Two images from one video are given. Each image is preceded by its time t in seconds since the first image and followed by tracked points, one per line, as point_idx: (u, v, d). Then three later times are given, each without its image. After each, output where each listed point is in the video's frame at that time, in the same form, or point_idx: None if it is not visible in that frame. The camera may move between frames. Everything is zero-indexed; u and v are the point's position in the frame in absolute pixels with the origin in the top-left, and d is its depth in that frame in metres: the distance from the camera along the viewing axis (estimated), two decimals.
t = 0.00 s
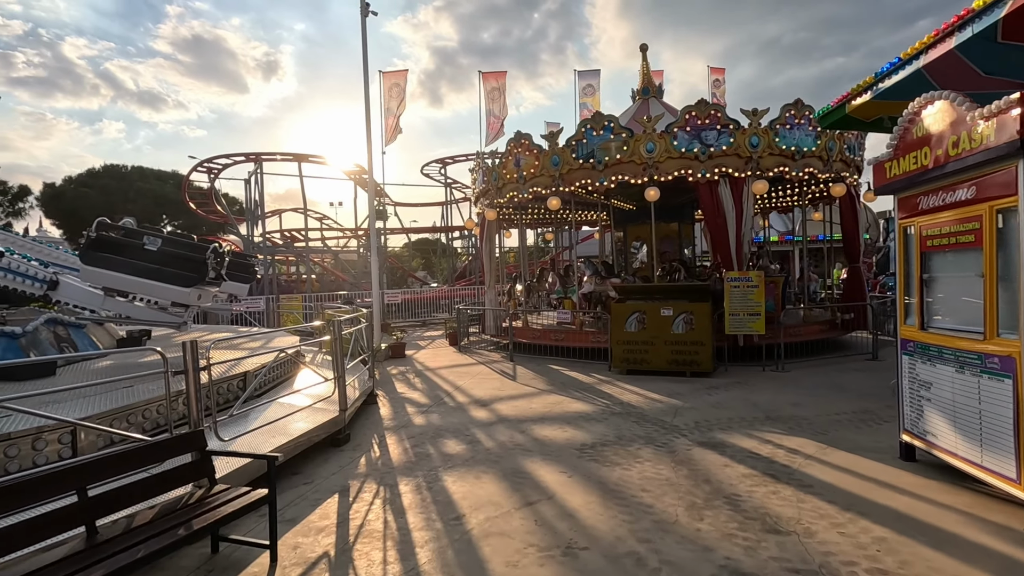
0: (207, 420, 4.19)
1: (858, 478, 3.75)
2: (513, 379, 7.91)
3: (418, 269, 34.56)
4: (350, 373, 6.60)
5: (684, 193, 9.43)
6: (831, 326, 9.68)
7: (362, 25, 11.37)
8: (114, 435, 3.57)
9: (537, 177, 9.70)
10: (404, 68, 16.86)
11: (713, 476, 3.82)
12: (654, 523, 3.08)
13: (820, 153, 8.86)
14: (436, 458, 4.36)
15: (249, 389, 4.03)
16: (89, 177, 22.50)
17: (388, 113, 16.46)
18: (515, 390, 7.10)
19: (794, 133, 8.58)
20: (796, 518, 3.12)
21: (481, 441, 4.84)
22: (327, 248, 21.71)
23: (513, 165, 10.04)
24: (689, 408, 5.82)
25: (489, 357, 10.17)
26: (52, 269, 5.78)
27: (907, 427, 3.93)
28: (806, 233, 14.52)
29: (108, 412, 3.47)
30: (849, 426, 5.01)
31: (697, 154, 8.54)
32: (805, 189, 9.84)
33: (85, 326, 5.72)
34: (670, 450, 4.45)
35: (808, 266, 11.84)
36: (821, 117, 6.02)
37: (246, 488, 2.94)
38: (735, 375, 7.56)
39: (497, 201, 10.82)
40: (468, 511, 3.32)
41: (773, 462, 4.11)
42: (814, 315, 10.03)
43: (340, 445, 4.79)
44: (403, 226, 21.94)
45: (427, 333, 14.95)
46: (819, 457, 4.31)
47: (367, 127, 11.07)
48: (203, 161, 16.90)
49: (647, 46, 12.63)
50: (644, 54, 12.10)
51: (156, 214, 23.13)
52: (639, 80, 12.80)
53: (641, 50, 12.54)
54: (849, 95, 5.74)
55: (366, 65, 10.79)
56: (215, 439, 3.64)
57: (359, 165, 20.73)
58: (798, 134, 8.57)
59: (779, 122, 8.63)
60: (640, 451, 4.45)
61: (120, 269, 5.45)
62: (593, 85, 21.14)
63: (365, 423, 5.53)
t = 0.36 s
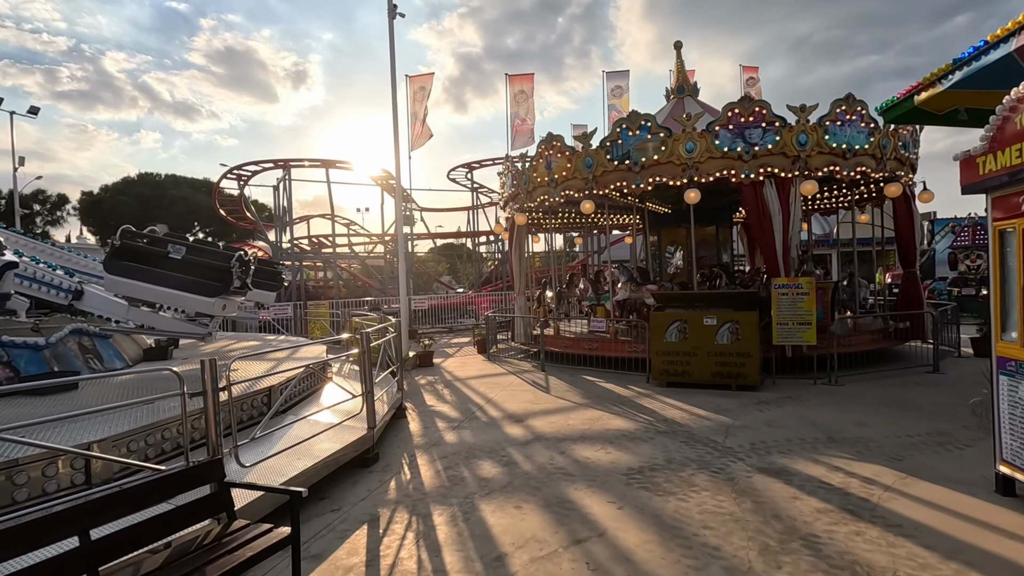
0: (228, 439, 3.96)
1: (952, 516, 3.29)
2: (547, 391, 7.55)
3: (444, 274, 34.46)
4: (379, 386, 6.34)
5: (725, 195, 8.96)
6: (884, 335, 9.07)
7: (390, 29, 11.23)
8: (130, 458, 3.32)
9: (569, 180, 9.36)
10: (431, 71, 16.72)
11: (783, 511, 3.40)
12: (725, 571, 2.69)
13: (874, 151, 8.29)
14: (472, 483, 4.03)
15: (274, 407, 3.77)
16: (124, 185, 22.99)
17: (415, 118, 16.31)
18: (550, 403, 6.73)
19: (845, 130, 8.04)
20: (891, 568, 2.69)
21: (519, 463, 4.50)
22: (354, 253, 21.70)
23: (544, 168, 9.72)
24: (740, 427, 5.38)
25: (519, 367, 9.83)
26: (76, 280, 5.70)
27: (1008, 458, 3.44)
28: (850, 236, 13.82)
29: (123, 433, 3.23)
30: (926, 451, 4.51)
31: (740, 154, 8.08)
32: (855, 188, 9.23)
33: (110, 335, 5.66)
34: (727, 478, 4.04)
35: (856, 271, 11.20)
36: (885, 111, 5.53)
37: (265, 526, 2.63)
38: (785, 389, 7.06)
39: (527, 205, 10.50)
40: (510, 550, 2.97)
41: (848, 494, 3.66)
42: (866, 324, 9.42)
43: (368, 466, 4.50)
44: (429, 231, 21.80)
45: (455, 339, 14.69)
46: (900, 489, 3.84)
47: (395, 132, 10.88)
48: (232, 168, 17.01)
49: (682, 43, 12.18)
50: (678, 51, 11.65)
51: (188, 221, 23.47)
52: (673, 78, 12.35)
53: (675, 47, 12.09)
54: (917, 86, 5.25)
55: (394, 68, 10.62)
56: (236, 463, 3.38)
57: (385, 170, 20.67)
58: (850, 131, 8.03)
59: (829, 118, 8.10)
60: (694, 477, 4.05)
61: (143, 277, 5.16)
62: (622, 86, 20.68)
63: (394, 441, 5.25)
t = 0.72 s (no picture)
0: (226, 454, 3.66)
1: None
2: (568, 400, 7.16)
3: (461, 277, 34.24)
4: (392, 394, 6.03)
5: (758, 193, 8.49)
6: (928, 342, 8.51)
7: (407, 26, 11.00)
8: (115, 477, 3.02)
9: (591, 179, 8.99)
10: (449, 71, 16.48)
11: (846, 547, 2.97)
12: None
13: (918, 145, 7.76)
14: (491, 505, 3.67)
15: (275, 422, 3.46)
16: (146, 189, 23.17)
17: (432, 118, 16.08)
18: (572, 414, 6.35)
19: (888, 123, 7.52)
20: None
21: (541, 481, 4.12)
22: (371, 256, 21.55)
23: (564, 166, 9.35)
24: (783, 443, 4.93)
25: (539, 373, 9.45)
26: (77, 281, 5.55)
27: None
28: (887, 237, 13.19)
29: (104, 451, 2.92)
30: (998, 475, 4.03)
31: (774, 150, 7.62)
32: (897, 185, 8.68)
33: (113, 340, 5.44)
34: (776, 503, 3.61)
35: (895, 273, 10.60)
36: (942, 99, 5.06)
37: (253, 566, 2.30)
38: (826, 400, 6.57)
39: (547, 205, 10.15)
40: None
41: (918, 526, 3.21)
42: (908, 330, 8.86)
43: (378, 483, 4.17)
44: (446, 233, 21.55)
45: (472, 344, 14.36)
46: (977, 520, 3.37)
47: (411, 131, 10.63)
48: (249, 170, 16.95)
49: (708, 37, 11.72)
50: (704, 45, 11.20)
51: (207, 225, 23.55)
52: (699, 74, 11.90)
53: (701, 42, 11.64)
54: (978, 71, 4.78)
55: (410, 66, 10.37)
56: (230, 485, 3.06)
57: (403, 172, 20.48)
58: (893, 124, 7.51)
59: (870, 111, 7.59)
60: (738, 502, 3.63)
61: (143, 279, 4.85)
62: (643, 85, 20.24)
63: (407, 455, 4.91)
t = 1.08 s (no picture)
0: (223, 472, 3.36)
1: None
2: (590, 410, 6.79)
3: (477, 281, 34.01)
4: (405, 405, 5.73)
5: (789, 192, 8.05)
6: (974, 350, 7.99)
7: (422, 24, 10.76)
8: (101, 500, 2.74)
9: (613, 178, 8.65)
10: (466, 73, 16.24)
11: None
12: None
13: (965, 140, 7.26)
14: (512, 532, 3.33)
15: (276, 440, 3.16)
16: (163, 194, 23.26)
17: (448, 120, 15.85)
18: (596, 425, 5.98)
19: (932, 116, 7.03)
20: None
21: (567, 503, 3.78)
22: (386, 260, 21.38)
23: (584, 165, 9.01)
24: (829, 462, 4.51)
25: (558, 381, 9.09)
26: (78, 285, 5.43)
27: None
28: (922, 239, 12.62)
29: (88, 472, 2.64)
30: None
31: (808, 145, 7.19)
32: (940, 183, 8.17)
33: (116, 346, 5.24)
34: (833, 533, 3.22)
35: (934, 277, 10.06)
36: (999, 88, 4.64)
37: None
38: (869, 412, 6.12)
39: (567, 206, 9.81)
40: None
41: (1003, 565, 2.80)
42: (952, 337, 8.33)
43: (389, 503, 3.87)
44: (461, 237, 21.30)
45: (488, 349, 14.03)
46: None
47: (427, 132, 10.38)
48: (265, 174, 16.86)
49: (732, 32, 11.29)
50: (729, 40, 10.78)
51: (224, 229, 23.62)
52: (723, 71, 11.47)
53: (726, 37, 11.23)
54: None
55: (425, 66, 10.11)
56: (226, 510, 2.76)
57: (418, 175, 20.29)
58: (937, 117, 7.02)
59: (913, 103, 7.12)
60: (788, 531, 3.25)
61: (145, 283, 4.59)
62: (662, 86, 19.81)
63: (421, 471, 4.60)
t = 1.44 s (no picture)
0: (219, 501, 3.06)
1: None
2: (616, 422, 6.39)
3: (493, 285, 33.69)
4: (419, 419, 5.40)
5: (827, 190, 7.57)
6: None
7: (438, 22, 10.49)
8: (78, 535, 2.43)
9: (637, 177, 8.25)
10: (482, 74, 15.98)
11: None
12: None
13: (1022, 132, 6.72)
14: (539, 569, 2.95)
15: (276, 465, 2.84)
16: (181, 199, 23.38)
17: (464, 122, 15.56)
18: (623, 440, 5.58)
19: (985, 106, 6.51)
20: None
21: (598, 533, 3.39)
22: (402, 264, 21.15)
23: (607, 164, 8.62)
24: (888, 486, 4.06)
25: (580, 389, 8.69)
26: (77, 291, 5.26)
27: None
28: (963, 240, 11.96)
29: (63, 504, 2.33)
30: None
31: (849, 140, 6.73)
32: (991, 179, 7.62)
33: (119, 357, 5.01)
34: None
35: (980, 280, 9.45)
36: None
37: None
38: (922, 428, 5.63)
39: (588, 208, 9.44)
40: None
41: None
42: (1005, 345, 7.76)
43: (402, 532, 3.52)
44: (477, 240, 21.00)
45: (506, 355, 13.66)
46: None
47: (443, 133, 10.08)
48: (280, 178, 16.72)
49: (760, 25, 10.82)
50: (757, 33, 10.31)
51: (241, 234, 23.62)
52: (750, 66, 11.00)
53: (753, 30, 10.76)
54: None
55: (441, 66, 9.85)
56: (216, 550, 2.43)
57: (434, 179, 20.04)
58: (991, 107, 6.50)
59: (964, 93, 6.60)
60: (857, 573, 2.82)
61: (144, 288, 4.27)
62: (682, 85, 19.31)
63: (437, 493, 4.25)
